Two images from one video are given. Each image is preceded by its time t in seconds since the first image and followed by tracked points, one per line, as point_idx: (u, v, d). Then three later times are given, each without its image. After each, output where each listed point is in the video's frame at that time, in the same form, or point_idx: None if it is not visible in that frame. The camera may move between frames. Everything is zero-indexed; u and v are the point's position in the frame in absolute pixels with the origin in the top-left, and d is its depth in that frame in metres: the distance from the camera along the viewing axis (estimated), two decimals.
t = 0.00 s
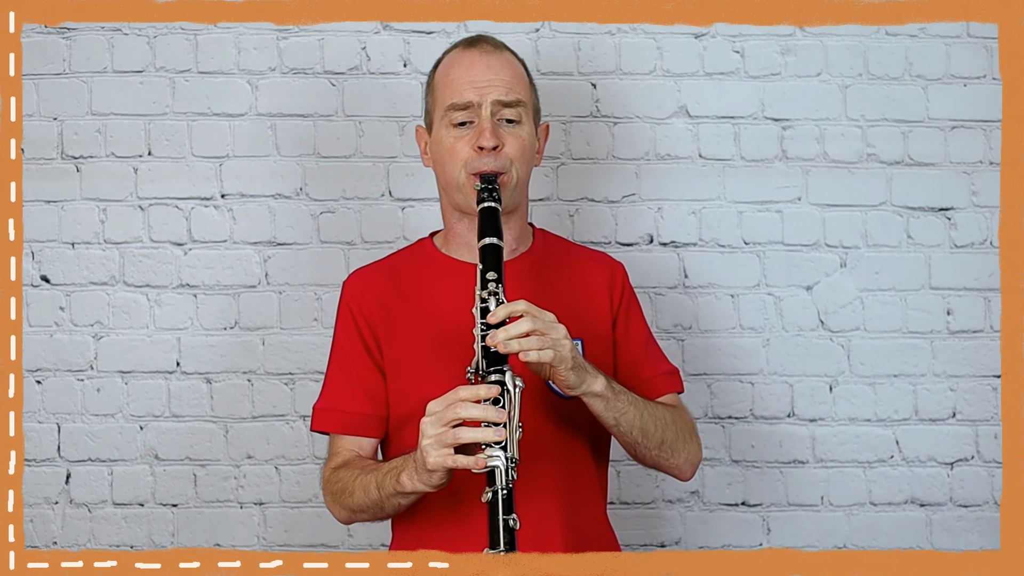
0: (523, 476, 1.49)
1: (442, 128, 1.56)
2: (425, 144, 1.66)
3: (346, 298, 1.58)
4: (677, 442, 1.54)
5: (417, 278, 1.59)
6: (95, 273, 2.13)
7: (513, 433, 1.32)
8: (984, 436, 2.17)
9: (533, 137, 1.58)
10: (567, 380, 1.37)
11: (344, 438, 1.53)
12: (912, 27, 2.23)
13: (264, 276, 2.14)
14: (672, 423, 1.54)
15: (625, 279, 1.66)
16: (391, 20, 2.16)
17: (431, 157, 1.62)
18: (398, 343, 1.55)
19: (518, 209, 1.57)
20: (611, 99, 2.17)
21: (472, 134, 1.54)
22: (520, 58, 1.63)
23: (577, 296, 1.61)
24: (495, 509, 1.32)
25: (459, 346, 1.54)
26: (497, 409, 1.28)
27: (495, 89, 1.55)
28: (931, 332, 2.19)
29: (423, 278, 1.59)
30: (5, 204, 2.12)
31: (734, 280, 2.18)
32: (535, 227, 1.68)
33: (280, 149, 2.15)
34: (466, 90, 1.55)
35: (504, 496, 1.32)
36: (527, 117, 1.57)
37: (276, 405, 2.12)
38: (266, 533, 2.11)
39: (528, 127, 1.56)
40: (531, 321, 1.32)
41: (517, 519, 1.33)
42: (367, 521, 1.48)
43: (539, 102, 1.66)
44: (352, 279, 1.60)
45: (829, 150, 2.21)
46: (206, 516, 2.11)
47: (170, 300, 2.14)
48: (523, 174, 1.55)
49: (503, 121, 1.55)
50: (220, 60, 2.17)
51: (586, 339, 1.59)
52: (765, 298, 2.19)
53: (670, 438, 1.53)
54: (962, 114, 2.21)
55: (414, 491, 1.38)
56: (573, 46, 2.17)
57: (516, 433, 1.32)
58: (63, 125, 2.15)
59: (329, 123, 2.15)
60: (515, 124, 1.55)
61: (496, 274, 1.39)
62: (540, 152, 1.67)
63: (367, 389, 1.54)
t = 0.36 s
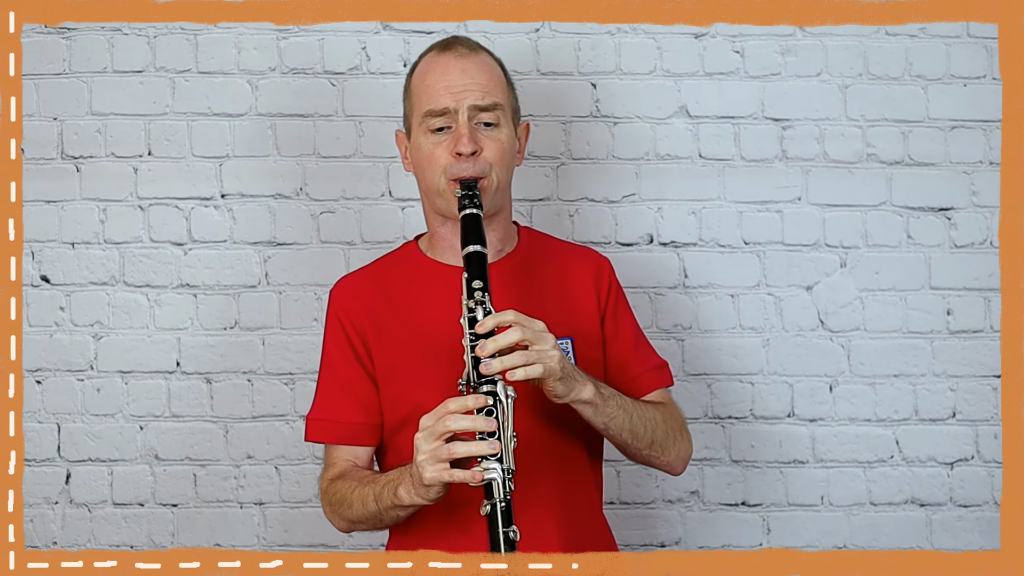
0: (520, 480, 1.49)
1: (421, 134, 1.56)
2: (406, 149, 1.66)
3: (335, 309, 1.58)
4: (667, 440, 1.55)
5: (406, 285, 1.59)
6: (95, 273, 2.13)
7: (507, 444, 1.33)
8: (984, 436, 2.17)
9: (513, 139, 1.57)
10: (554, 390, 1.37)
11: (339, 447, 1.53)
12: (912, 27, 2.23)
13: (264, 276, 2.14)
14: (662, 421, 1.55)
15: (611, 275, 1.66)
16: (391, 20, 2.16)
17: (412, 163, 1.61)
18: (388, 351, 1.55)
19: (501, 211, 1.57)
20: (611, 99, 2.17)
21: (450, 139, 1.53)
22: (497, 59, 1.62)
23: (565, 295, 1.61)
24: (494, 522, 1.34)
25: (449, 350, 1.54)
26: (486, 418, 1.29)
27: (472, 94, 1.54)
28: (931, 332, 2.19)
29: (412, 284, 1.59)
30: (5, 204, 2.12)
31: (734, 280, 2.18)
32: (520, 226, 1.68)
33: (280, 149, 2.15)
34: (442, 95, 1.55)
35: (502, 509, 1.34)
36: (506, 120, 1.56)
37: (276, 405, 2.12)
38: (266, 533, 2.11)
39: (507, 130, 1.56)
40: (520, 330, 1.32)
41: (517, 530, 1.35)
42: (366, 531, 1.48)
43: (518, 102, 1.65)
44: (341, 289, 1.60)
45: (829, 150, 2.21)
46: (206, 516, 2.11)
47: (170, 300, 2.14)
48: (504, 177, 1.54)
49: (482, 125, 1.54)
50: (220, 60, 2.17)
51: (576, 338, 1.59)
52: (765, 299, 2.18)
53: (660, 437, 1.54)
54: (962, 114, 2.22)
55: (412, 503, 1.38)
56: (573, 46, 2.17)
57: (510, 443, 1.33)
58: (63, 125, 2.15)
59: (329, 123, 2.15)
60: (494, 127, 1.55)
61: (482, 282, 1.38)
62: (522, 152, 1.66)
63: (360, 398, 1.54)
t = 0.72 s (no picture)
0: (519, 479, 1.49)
1: (413, 136, 1.56)
2: (398, 150, 1.65)
3: (331, 311, 1.58)
4: (666, 435, 1.55)
5: (402, 286, 1.59)
6: (95, 273, 2.13)
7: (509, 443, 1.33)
8: (984, 436, 2.17)
9: (504, 139, 1.57)
10: (557, 384, 1.37)
11: (336, 449, 1.53)
12: (912, 27, 2.23)
13: (264, 276, 2.14)
14: (661, 417, 1.55)
15: (605, 274, 1.66)
16: (391, 20, 2.17)
17: (403, 164, 1.61)
18: (385, 352, 1.55)
19: (494, 212, 1.57)
20: (611, 99, 2.18)
21: (442, 141, 1.53)
22: (487, 59, 1.62)
23: (560, 294, 1.61)
24: (499, 519, 1.34)
25: (445, 348, 1.55)
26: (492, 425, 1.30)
27: (462, 95, 1.54)
28: (931, 332, 2.19)
29: (408, 285, 1.58)
30: (5, 204, 2.12)
31: (734, 280, 2.18)
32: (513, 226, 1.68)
33: (280, 149, 2.15)
34: (433, 97, 1.54)
35: (507, 506, 1.33)
36: (497, 120, 1.56)
37: (276, 405, 2.12)
38: (266, 533, 2.11)
39: (498, 130, 1.56)
40: (519, 329, 1.32)
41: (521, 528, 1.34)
42: (366, 532, 1.48)
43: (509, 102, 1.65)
44: (336, 291, 1.60)
45: (829, 150, 2.21)
46: (206, 516, 2.11)
47: (170, 300, 2.14)
48: (496, 177, 1.54)
49: (473, 125, 1.54)
50: (220, 60, 2.17)
51: (572, 337, 1.59)
52: (765, 299, 2.18)
53: (660, 432, 1.54)
54: (962, 114, 2.22)
55: (413, 504, 1.38)
56: (573, 46, 2.17)
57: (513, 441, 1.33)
58: (63, 125, 2.15)
59: (329, 123, 2.15)
60: (485, 128, 1.55)
61: (478, 282, 1.39)
62: (513, 151, 1.66)
63: (356, 399, 1.54)
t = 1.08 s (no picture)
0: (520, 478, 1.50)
1: (423, 134, 1.57)
2: (406, 150, 1.66)
3: (333, 307, 1.58)
4: (666, 437, 1.56)
5: (406, 284, 1.59)
6: (95, 273, 2.14)
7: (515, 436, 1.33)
8: (984, 436, 2.17)
9: (513, 140, 1.58)
10: (562, 381, 1.38)
11: (336, 446, 1.53)
12: (912, 27, 2.23)
13: (264, 276, 2.14)
14: (661, 419, 1.56)
15: (607, 278, 1.67)
16: (391, 20, 2.16)
17: (412, 163, 1.62)
18: (388, 350, 1.55)
19: (500, 212, 1.58)
20: (611, 100, 2.17)
21: (452, 139, 1.54)
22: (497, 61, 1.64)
23: (563, 296, 1.61)
24: (503, 511, 1.33)
25: (451, 346, 1.55)
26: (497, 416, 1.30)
27: (474, 95, 1.55)
28: (931, 332, 2.19)
29: (412, 284, 1.59)
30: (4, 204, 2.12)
31: (734, 280, 2.18)
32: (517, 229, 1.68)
33: (280, 149, 2.15)
34: (444, 95, 1.56)
35: (512, 498, 1.33)
36: (507, 121, 1.57)
37: (276, 405, 2.12)
38: (266, 533, 2.11)
39: (508, 131, 1.57)
40: (526, 324, 1.33)
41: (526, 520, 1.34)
42: (366, 528, 1.48)
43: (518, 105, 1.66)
44: (339, 288, 1.60)
45: (829, 150, 2.21)
46: (206, 516, 2.11)
47: (170, 300, 2.14)
48: (504, 177, 1.55)
49: (483, 125, 1.55)
50: (220, 60, 2.17)
51: (574, 339, 1.60)
52: (765, 299, 2.18)
53: (660, 434, 1.54)
54: (962, 114, 2.22)
55: (416, 497, 1.38)
56: (573, 46, 2.17)
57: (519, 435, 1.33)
58: (63, 125, 2.16)
59: (329, 123, 2.15)
60: (495, 128, 1.56)
61: (486, 278, 1.40)
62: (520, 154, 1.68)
63: (358, 397, 1.53)
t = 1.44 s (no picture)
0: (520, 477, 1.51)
1: (440, 129, 1.60)
2: (422, 146, 1.69)
3: (341, 299, 1.59)
4: (667, 441, 1.58)
5: (413, 280, 1.61)
6: (95, 273, 2.13)
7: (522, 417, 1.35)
8: (984, 436, 2.17)
9: (529, 140, 1.61)
10: (569, 371, 1.40)
11: (339, 436, 1.53)
12: (912, 27, 2.23)
13: (264, 276, 2.14)
14: (664, 422, 1.57)
15: (613, 284, 1.69)
16: (391, 20, 2.16)
17: (427, 158, 1.65)
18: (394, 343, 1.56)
19: (512, 211, 1.59)
20: (611, 100, 2.17)
21: (470, 134, 1.57)
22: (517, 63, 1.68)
23: (569, 298, 1.63)
24: (507, 490, 1.33)
25: (458, 341, 1.57)
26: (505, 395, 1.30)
27: (493, 92, 1.58)
28: (931, 332, 2.19)
29: (419, 280, 1.61)
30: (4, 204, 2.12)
31: (734, 280, 2.18)
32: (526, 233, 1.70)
33: (280, 149, 2.16)
34: (464, 91, 1.59)
35: (516, 477, 1.33)
36: (523, 120, 1.60)
37: (276, 405, 2.12)
38: (266, 533, 2.11)
39: (524, 130, 1.60)
40: (536, 310, 1.35)
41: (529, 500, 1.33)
42: (366, 516, 1.48)
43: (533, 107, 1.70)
44: (347, 281, 1.61)
45: (829, 150, 2.21)
46: (206, 516, 2.11)
47: (170, 300, 2.14)
48: (518, 175, 1.58)
49: (500, 122, 1.58)
50: (220, 60, 2.17)
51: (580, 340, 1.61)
52: (765, 299, 2.18)
53: (661, 437, 1.56)
54: (962, 114, 2.22)
55: (418, 479, 1.38)
56: (573, 46, 2.17)
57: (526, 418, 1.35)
58: (63, 125, 2.15)
59: (329, 123, 2.15)
60: (511, 126, 1.59)
61: (497, 267, 1.41)
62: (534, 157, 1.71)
63: (364, 388, 1.54)
